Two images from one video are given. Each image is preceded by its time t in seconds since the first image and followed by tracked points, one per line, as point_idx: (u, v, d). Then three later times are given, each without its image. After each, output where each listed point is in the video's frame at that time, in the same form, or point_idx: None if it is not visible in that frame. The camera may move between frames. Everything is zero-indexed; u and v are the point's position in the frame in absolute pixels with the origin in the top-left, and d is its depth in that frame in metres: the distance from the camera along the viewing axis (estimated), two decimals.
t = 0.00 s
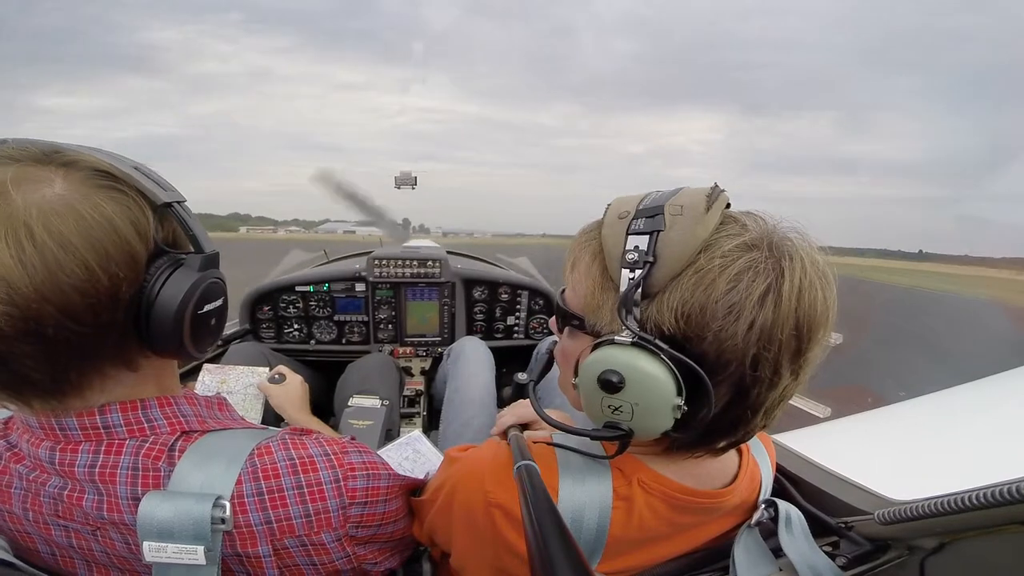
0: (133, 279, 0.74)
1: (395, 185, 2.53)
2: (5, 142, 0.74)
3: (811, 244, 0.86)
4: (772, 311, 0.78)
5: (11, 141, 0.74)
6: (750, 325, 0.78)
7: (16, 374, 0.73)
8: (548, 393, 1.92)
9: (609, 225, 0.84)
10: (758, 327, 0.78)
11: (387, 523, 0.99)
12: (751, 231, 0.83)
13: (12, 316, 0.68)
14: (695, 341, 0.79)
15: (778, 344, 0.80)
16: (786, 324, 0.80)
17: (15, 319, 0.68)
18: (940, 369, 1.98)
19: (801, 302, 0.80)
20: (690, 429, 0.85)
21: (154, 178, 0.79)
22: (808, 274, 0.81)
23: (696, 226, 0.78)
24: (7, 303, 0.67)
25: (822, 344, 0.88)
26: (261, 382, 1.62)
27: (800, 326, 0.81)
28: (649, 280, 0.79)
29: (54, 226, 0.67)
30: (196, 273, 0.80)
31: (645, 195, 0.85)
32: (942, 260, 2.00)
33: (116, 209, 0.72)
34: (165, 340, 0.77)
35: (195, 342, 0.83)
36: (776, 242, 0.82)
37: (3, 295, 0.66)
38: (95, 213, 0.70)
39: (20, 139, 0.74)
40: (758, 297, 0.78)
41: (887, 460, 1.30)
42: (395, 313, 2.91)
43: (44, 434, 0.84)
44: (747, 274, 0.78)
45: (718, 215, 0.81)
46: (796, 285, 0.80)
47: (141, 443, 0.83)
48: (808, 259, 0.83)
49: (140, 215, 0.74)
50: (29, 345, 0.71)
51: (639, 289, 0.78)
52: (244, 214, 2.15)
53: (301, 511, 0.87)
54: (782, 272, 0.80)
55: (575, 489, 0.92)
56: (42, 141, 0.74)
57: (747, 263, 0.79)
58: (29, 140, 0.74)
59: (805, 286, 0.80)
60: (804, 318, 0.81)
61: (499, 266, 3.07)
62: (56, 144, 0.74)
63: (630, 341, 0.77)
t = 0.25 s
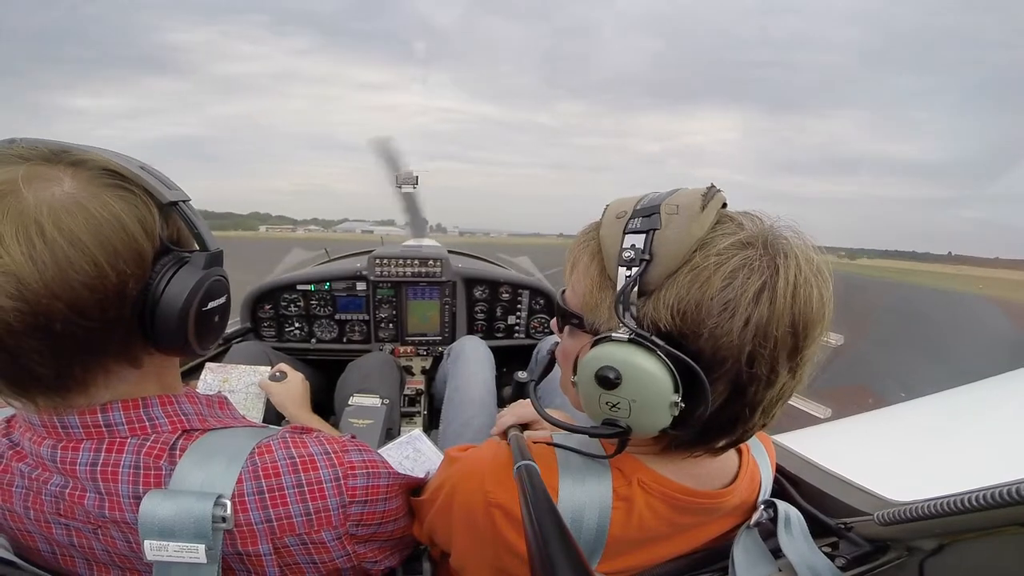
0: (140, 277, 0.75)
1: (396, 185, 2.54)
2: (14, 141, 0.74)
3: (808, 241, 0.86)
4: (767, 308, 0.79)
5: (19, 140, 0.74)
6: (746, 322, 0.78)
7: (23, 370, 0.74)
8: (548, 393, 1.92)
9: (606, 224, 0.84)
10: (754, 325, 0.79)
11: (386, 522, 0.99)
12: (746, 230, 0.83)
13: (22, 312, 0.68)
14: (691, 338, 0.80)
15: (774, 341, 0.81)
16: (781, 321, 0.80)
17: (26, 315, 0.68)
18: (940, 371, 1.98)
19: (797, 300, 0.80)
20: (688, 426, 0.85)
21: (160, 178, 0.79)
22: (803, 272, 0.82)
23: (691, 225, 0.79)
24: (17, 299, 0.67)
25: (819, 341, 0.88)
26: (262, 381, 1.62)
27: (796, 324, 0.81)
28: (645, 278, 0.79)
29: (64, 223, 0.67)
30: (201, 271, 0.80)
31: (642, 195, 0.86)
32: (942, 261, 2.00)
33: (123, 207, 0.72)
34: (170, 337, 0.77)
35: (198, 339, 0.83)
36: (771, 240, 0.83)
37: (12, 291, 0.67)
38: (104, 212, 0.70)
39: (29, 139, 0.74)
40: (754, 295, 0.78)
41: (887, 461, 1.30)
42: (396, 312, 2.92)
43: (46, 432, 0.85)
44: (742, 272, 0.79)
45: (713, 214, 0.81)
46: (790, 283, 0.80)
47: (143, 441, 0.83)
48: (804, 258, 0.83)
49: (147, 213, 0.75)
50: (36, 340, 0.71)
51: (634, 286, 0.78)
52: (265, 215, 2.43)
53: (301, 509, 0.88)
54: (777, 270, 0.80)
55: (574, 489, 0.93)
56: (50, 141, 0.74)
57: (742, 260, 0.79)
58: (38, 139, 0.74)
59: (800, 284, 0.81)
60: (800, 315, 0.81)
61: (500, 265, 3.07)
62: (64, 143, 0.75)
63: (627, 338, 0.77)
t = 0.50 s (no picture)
0: (140, 276, 0.75)
1: (396, 184, 2.54)
2: (18, 141, 0.74)
3: (806, 239, 0.86)
4: (767, 306, 0.79)
5: (22, 140, 0.74)
6: (746, 320, 0.78)
7: (24, 368, 0.74)
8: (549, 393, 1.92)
9: (605, 224, 0.84)
10: (753, 322, 0.78)
11: (386, 520, 0.99)
12: (745, 228, 0.83)
13: (24, 310, 0.68)
14: (692, 336, 0.80)
15: (773, 339, 0.80)
16: (781, 319, 0.80)
17: (27, 313, 0.69)
18: (941, 371, 1.98)
19: (796, 297, 0.80)
20: (689, 425, 0.85)
21: (160, 178, 0.79)
22: (802, 270, 0.82)
23: (690, 224, 0.79)
24: (19, 297, 0.67)
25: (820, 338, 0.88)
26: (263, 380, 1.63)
27: (795, 321, 0.81)
28: (645, 277, 0.79)
29: (65, 222, 0.67)
30: (201, 271, 0.80)
31: (641, 195, 0.86)
32: (943, 261, 2.00)
33: (125, 206, 0.72)
34: (171, 336, 0.77)
35: (198, 338, 0.84)
36: (770, 238, 0.83)
37: (14, 289, 0.67)
38: (105, 211, 0.70)
39: (31, 138, 0.75)
40: (753, 292, 0.78)
41: (888, 461, 1.30)
42: (397, 312, 2.92)
43: (46, 431, 0.85)
44: (742, 270, 0.79)
45: (713, 213, 0.81)
46: (789, 280, 0.80)
47: (143, 440, 0.83)
48: (804, 255, 0.83)
49: (148, 213, 0.75)
50: (37, 339, 0.71)
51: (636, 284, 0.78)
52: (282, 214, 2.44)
53: (301, 507, 0.88)
54: (776, 268, 0.80)
55: (574, 488, 0.93)
56: (52, 140, 0.74)
57: (741, 258, 0.79)
58: (40, 138, 0.75)
59: (799, 281, 0.81)
60: (799, 312, 0.81)
61: (501, 265, 3.06)
62: (66, 142, 0.75)
63: (628, 336, 0.78)
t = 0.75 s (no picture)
0: (141, 278, 0.75)
1: (396, 185, 2.54)
2: (19, 142, 0.74)
3: (807, 238, 0.87)
4: (770, 304, 0.79)
5: (23, 141, 0.74)
6: (749, 318, 0.79)
7: (24, 370, 0.74)
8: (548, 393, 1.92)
9: (608, 223, 0.84)
10: (757, 320, 0.79)
11: (387, 520, 0.99)
12: (747, 227, 0.83)
13: (24, 311, 0.68)
14: (696, 335, 0.80)
15: (776, 337, 0.81)
16: (784, 317, 0.80)
17: (28, 315, 0.69)
18: (940, 371, 1.98)
19: (799, 296, 0.81)
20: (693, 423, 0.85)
21: (162, 179, 0.79)
22: (804, 269, 0.82)
23: (693, 223, 0.79)
24: (19, 299, 0.67)
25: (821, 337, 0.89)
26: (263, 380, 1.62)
27: (798, 319, 0.81)
28: (649, 277, 0.79)
29: (66, 224, 0.67)
30: (203, 272, 0.80)
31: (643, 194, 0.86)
32: (942, 261, 2.00)
33: (126, 208, 0.72)
34: (171, 337, 0.77)
35: (199, 339, 0.83)
36: (772, 237, 0.83)
37: (14, 291, 0.67)
38: (106, 213, 0.70)
39: (32, 140, 0.75)
40: (756, 291, 0.79)
41: (888, 460, 1.30)
42: (396, 312, 2.92)
43: (47, 432, 0.85)
44: (745, 268, 0.79)
45: (715, 213, 0.81)
46: (791, 279, 0.80)
47: (143, 440, 0.83)
48: (805, 255, 0.83)
49: (149, 214, 0.75)
50: (37, 340, 0.71)
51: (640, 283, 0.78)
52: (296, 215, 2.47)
53: (301, 508, 0.88)
54: (778, 267, 0.80)
55: (574, 488, 0.93)
56: (53, 142, 0.74)
57: (744, 257, 0.80)
58: (41, 140, 0.75)
59: (801, 280, 0.81)
60: (802, 310, 0.81)
61: (500, 265, 3.06)
62: (67, 144, 0.75)
63: (633, 335, 0.78)
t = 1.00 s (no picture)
0: (139, 281, 0.75)
1: (396, 187, 2.54)
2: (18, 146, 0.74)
3: (803, 237, 0.87)
4: (768, 303, 0.79)
5: (21, 145, 0.75)
6: (748, 317, 0.79)
7: (23, 372, 0.74)
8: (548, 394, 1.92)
9: (607, 223, 0.84)
10: (755, 319, 0.79)
11: (386, 520, 0.99)
12: (744, 227, 0.83)
13: (21, 315, 0.69)
14: (696, 334, 0.80)
15: (775, 336, 0.81)
16: (782, 316, 0.80)
17: (25, 318, 0.69)
18: (939, 370, 1.98)
19: (797, 294, 0.81)
20: (694, 422, 0.85)
21: (160, 182, 0.79)
22: (801, 268, 0.82)
23: (691, 223, 0.79)
24: (16, 303, 0.68)
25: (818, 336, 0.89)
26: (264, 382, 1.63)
27: (796, 318, 0.82)
28: (648, 276, 0.80)
29: (63, 228, 0.68)
30: (200, 275, 0.81)
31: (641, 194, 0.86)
32: (942, 260, 2.00)
33: (123, 211, 0.73)
34: (169, 340, 0.78)
35: (198, 342, 0.84)
36: (769, 237, 0.83)
37: (11, 294, 0.67)
38: (103, 217, 0.70)
39: (31, 144, 0.75)
40: (754, 290, 0.79)
41: (888, 460, 1.30)
42: (397, 314, 2.92)
43: (48, 433, 0.85)
44: (742, 268, 0.79)
45: (713, 213, 0.81)
46: (789, 278, 0.80)
47: (144, 441, 0.84)
48: (802, 254, 0.84)
49: (146, 218, 0.75)
50: (36, 343, 0.71)
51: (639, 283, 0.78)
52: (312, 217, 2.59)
53: (301, 507, 0.88)
54: (776, 266, 0.80)
55: (574, 488, 0.93)
56: (51, 145, 0.75)
57: (742, 256, 0.80)
58: (40, 143, 0.75)
59: (799, 279, 0.81)
60: (800, 309, 0.82)
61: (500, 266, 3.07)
62: (65, 147, 0.75)
63: (632, 335, 0.78)
